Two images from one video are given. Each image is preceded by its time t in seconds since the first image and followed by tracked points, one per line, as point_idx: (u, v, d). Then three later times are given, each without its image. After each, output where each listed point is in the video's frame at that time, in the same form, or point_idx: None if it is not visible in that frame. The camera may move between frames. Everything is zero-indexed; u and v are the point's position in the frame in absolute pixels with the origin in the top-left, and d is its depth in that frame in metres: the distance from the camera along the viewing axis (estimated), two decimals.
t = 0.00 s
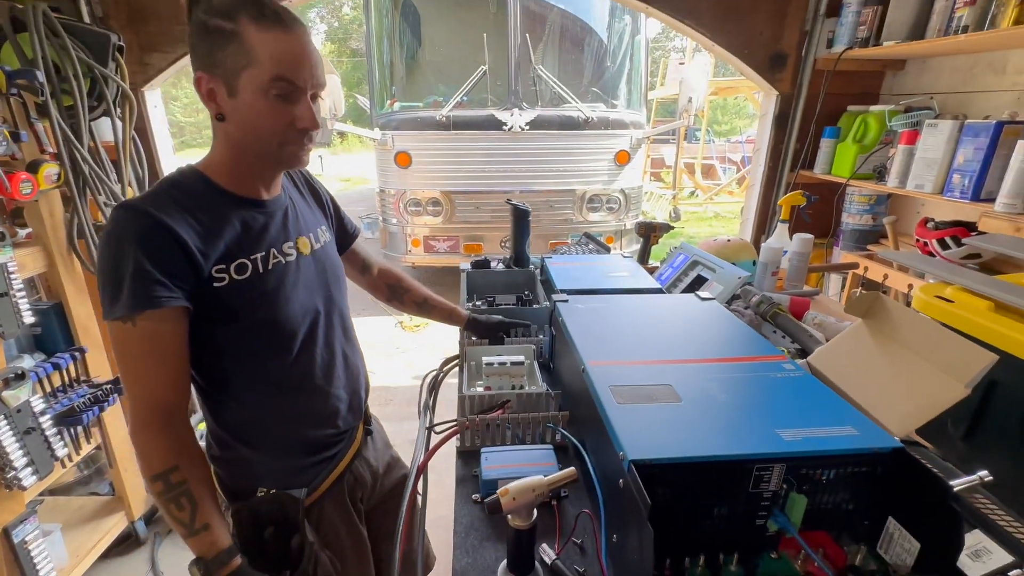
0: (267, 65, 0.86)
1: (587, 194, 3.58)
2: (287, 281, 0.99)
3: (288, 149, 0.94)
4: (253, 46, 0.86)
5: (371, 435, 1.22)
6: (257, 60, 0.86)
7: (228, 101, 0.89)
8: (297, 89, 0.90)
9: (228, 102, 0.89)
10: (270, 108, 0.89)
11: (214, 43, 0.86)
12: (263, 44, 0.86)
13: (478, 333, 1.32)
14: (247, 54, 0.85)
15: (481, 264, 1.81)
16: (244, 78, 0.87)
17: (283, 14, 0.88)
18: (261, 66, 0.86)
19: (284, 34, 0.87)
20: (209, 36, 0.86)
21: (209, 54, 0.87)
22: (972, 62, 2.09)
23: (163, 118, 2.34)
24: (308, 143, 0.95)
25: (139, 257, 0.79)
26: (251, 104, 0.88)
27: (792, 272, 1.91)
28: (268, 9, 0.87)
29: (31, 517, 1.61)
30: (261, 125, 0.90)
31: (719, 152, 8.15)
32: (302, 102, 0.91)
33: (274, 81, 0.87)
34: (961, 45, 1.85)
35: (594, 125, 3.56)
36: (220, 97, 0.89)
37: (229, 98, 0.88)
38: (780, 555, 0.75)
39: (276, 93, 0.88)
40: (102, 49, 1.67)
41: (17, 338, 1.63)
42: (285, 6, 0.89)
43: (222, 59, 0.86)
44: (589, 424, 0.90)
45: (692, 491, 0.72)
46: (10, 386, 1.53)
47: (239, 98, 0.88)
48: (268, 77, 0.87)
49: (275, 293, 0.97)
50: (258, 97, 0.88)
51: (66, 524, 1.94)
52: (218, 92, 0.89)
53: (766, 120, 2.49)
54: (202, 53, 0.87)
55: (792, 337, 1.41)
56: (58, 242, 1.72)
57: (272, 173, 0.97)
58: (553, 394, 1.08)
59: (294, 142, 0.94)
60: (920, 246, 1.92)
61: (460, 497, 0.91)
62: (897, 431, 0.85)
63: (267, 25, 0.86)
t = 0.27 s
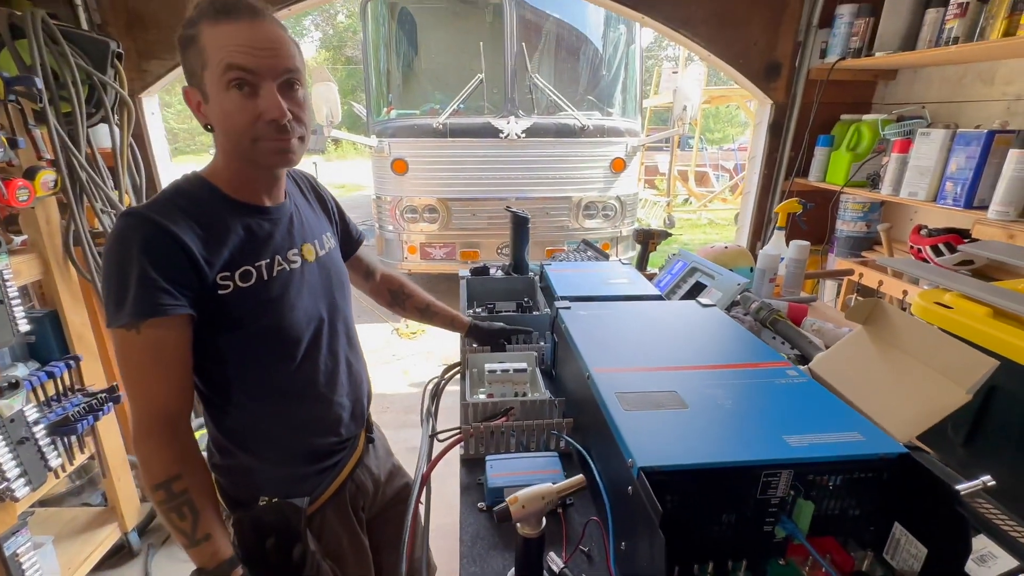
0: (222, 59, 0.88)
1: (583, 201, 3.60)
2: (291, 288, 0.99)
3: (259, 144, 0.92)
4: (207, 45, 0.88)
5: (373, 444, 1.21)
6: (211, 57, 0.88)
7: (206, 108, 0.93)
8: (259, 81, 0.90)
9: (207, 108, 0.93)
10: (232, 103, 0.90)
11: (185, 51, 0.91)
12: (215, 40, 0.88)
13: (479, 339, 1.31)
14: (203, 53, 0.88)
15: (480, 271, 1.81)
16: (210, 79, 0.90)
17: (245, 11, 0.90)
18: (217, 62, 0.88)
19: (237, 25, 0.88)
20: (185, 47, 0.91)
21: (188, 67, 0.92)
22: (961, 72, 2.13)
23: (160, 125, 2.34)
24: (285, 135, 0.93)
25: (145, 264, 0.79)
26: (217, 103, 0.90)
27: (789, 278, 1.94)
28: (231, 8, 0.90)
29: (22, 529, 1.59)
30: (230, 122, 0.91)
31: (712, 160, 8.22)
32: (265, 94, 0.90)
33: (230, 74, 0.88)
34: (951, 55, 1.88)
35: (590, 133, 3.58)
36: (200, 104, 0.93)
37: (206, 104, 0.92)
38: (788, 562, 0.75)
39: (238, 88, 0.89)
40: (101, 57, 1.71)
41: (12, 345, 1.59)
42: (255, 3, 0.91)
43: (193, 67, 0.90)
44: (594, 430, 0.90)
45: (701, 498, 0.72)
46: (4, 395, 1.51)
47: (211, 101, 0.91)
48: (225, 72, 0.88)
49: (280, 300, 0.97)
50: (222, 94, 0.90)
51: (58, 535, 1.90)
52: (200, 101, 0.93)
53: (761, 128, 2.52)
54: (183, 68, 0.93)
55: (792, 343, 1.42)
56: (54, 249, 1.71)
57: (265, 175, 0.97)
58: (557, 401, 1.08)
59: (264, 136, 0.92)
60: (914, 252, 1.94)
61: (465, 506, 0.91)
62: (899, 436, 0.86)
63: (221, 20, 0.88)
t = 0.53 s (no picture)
0: (227, 68, 0.88)
1: (584, 207, 3.60)
2: (299, 294, 0.99)
3: (264, 151, 0.92)
4: (212, 53, 0.89)
5: (380, 450, 1.21)
6: (216, 66, 0.89)
7: (212, 116, 0.93)
8: (263, 88, 0.90)
9: (212, 117, 0.93)
10: (237, 110, 0.90)
11: (190, 61, 0.92)
12: (218, 48, 0.88)
13: (484, 345, 1.32)
14: (208, 62, 0.89)
15: (483, 276, 1.81)
16: (214, 88, 0.90)
17: (248, 18, 0.90)
18: (220, 70, 0.89)
19: (241, 33, 0.88)
20: (190, 57, 0.92)
21: (193, 76, 0.93)
22: (960, 79, 2.14)
23: (163, 131, 2.34)
24: (289, 141, 0.93)
25: (154, 271, 0.80)
26: (222, 111, 0.91)
27: (792, 284, 1.96)
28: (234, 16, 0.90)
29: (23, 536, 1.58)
30: (235, 130, 0.91)
31: (711, 165, 8.25)
32: (271, 101, 0.91)
33: (235, 83, 0.89)
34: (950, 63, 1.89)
35: (590, 139, 3.60)
36: (205, 113, 0.94)
37: (211, 113, 0.93)
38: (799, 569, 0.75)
39: (243, 96, 0.90)
40: (106, 63, 1.72)
41: (15, 351, 1.58)
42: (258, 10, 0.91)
43: (197, 76, 0.91)
44: (603, 436, 0.90)
45: (713, 505, 0.72)
46: (7, 402, 1.51)
47: (216, 109, 0.92)
48: (229, 80, 0.89)
49: (288, 306, 0.97)
50: (226, 102, 0.90)
51: (58, 543, 1.89)
52: (205, 109, 0.94)
53: (762, 133, 2.54)
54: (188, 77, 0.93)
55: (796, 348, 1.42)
56: (58, 255, 1.72)
57: (270, 181, 0.97)
58: (565, 407, 1.08)
59: (270, 142, 0.92)
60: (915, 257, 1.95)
61: (474, 513, 0.91)
62: (908, 442, 0.86)
63: (225, 29, 0.88)
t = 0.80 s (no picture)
0: (243, 74, 0.88)
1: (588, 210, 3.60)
2: (310, 297, 0.99)
3: (279, 155, 0.93)
4: (228, 59, 0.89)
5: (388, 454, 1.20)
6: (232, 71, 0.89)
7: (226, 121, 0.93)
8: (280, 94, 0.91)
9: (227, 121, 0.93)
10: (253, 116, 0.90)
11: (205, 66, 0.92)
12: (235, 54, 0.88)
13: (492, 349, 1.31)
14: (224, 67, 0.89)
15: (489, 280, 1.81)
16: (230, 93, 0.90)
17: (264, 24, 0.91)
18: (238, 76, 0.89)
19: (257, 39, 0.89)
20: (205, 61, 0.92)
21: (207, 81, 0.93)
22: (969, 83, 2.14)
23: (171, 135, 2.35)
24: (304, 146, 0.93)
25: (168, 275, 0.80)
26: (238, 116, 0.91)
27: (799, 288, 1.95)
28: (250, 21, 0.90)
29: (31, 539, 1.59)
30: (251, 135, 0.91)
31: (714, 169, 8.24)
32: (287, 106, 0.91)
33: (252, 89, 0.89)
34: (959, 66, 1.89)
35: (595, 142, 3.60)
36: (220, 118, 0.94)
37: (225, 118, 0.93)
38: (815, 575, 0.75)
39: (259, 101, 0.90)
40: (117, 67, 1.73)
41: (25, 354, 1.58)
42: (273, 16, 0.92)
43: (212, 81, 0.91)
44: (615, 441, 0.89)
45: (728, 511, 0.71)
46: (17, 404, 1.51)
47: (232, 114, 0.92)
48: (246, 86, 0.89)
49: (299, 309, 0.97)
50: (242, 108, 0.90)
51: (65, 545, 1.89)
52: (219, 114, 0.94)
53: (768, 137, 2.54)
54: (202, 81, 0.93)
55: (806, 352, 1.42)
56: (68, 258, 1.72)
57: (283, 185, 0.97)
58: (575, 411, 1.07)
59: (285, 147, 0.93)
60: (924, 261, 1.94)
61: (486, 518, 0.90)
62: (921, 447, 0.85)
63: (242, 35, 0.88)
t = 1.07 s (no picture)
0: (258, 81, 0.90)
1: (596, 212, 3.60)
2: (318, 300, 1.00)
3: (293, 160, 0.94)
4: (243, 65, 0.90)
5: (396, 455, 1.21)
6: (246, 78, 0.90)
7: (239, 126, 0.95)
8: (293, 100, 0.92)
9: (240, 126, 0.95)
10: (267, 122, 0.91)
11: (219, 71, 0.93)
12: (250, 61, 0.90)
13: (498, 351, 1.32)
14: (239, 74, 0.90)
15: (496, 282, 1.81)
16: (244, 99, 0.92)
17: (277, 30, 0.92)
18: (253, 83, 0.90)
19: (271, 46, 0.90)
20: (218, 67, 0.93)
21: (220, 86, 0.94)
22: (982, 84, 2.12)
23: (183, 137, 2.38)
24: (316, 150, 0.95)
25: (180, 277, 0.82)
26: (252, 121, 0.92)
27: (808, 291, 1.94)
28: (263, 28, 0.92)
29: (46, 535, 1.61)
30: (265, 141, 0.92)
31: (723, 170, 8.21)
32: (300, 112, 0.93)
33: (267, 95, 0.90)
34: (971, 68, 1.87)
35: (603, 144, 3.60)
36: (233, 123, 0.95)
37: (239, 123, 0.94)
38: None
39: (273, 107, 0.91)
40: (131, 71, 1.76)
41: (40, 354, 1.61)
42: (286, 22, 0.93)
43: (226, 87, 0.92)
44: (620, 444, 0.90)
45: (734, 516, 0.71)
46: (32, 403, 1.54)
47: (245, 119, 0.93)
48: (260, 92, 0.90)
49: (308, 312, 0.98)
50: (256, 114, 0.91)
51: (78, 541, 1.92)
52: (233, 118, 0.95)
53: (777, 139, 2.53)
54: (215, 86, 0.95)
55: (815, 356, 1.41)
56: (82, 259, 1.75)
57: (295, 189, 0.99)
58: (581, 414, 1.07)
59: (299, 151, 0.94)
60: (936, 264, 1.92)
61: (491, 519, 0.91)
62: (932, 453, 0.84)
63: (256, 42, 0.90)
